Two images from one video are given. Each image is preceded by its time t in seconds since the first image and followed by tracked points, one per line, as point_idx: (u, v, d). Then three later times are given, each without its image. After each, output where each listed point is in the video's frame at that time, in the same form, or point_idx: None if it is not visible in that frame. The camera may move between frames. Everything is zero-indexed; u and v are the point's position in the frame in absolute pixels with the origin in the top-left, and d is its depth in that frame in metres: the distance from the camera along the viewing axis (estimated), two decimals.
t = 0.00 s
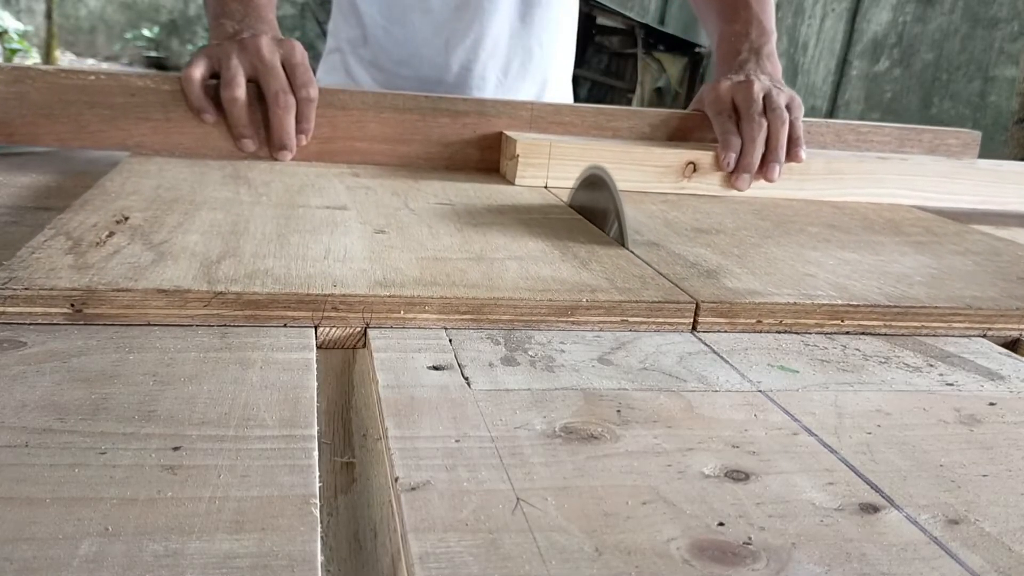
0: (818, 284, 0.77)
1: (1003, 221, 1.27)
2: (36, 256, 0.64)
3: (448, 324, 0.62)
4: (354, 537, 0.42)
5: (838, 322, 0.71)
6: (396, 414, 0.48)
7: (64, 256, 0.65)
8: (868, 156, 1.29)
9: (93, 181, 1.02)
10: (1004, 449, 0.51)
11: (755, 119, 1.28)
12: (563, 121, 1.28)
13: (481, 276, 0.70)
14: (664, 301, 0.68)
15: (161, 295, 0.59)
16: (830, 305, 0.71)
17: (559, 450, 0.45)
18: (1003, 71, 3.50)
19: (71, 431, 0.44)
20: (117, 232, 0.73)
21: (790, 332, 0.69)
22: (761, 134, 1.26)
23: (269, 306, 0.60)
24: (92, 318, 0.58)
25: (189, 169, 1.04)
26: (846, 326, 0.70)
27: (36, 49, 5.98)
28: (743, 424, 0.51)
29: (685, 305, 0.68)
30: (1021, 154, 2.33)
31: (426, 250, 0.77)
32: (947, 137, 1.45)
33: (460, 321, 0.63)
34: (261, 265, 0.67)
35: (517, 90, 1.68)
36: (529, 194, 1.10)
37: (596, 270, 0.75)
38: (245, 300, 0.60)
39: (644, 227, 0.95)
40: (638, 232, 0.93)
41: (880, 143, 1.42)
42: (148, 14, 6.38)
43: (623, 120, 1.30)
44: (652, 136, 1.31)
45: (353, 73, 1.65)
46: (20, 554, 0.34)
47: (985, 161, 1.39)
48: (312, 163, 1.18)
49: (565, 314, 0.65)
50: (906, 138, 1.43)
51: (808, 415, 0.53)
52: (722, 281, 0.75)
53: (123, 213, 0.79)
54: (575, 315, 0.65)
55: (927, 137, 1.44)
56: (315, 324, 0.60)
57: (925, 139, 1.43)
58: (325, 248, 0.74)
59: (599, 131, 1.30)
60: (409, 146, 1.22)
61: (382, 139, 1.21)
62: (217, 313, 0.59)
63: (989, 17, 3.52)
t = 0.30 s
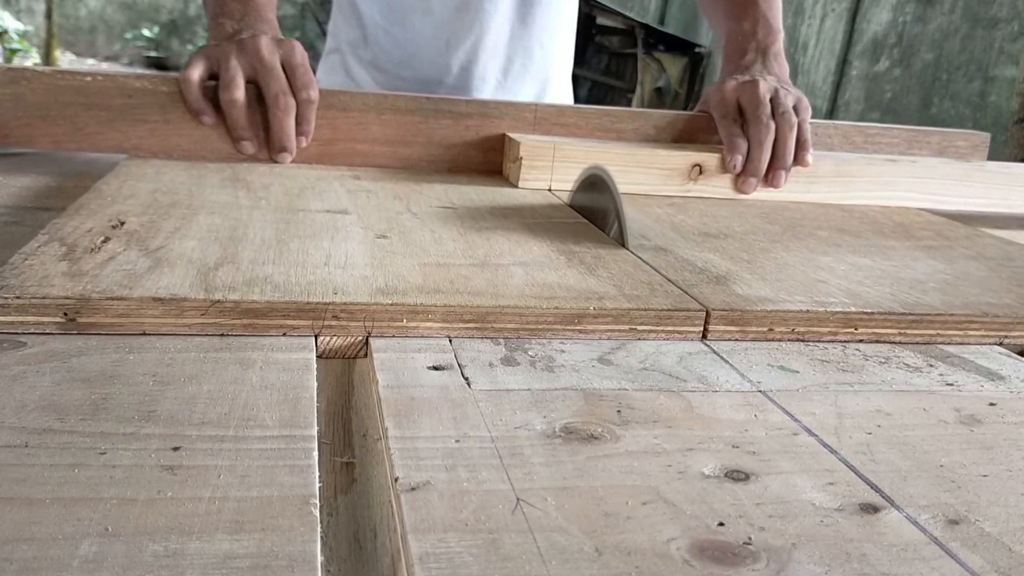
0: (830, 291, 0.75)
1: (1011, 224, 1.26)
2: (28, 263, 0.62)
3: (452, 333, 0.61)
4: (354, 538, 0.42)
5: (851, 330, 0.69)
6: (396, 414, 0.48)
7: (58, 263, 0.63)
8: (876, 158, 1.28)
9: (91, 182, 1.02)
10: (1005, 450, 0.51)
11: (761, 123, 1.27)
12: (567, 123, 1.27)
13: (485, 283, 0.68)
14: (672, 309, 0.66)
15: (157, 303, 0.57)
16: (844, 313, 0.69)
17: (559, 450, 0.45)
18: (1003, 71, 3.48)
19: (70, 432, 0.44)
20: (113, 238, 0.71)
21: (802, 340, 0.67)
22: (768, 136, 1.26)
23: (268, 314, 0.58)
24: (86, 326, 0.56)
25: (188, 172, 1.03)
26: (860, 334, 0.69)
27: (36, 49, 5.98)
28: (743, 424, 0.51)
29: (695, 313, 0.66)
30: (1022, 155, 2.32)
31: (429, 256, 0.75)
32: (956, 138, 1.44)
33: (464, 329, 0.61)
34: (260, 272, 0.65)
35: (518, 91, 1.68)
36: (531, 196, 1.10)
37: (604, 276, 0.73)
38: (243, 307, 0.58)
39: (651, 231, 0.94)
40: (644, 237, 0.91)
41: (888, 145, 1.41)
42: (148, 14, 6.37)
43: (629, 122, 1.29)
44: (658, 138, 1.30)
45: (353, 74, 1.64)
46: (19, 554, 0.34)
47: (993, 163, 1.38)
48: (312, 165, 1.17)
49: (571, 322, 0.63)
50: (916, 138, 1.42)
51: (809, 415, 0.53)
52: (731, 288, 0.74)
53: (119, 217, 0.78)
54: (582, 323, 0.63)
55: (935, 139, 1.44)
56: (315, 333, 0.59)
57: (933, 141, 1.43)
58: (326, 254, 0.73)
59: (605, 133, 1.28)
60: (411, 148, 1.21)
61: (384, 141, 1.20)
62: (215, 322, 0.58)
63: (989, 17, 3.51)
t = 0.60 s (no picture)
0: (845, 298, 0.73)
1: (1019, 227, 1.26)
2: (20, 272, 0.60)
3: (456, 343, 0.59)
4: (354, 538, 0.42)
5: (867, 339, 0.67)
6: (396, 414, 0.48)
7: (50, 271, 0.61)
8: (886, 160, 1.28)
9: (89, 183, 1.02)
10: (1005, 450, 0.51)
11: (770, 124, 1.26)
12: (571, 125, 1.27)
13: (490, 291, 0.66)
14: (683, 317, 0.64)
15: (152, 313, 0.56)
16: (859, 321, 0.67)
17: (559, 450, 0.45)
18: (1003, 71, 3.48)
19: (71, 431, 0.44)
20: (108, 244, 0.70)
21: (816, 351, 0.65)
22: (776, 137, 1.24)
23: (266, 324, 0.57)
24: (78, 338, 0.54)
25: (186, 175, 1.03)
26: (876, 344, 0.67)
27: (36, 49, 5.99)
28: (743, 424, 0.51)
29: (707, 322, 0.64)
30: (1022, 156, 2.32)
31: (432, 263, 0.73)
32: (966, 141, 1.45)
33: (469, 338, 0.59)
34: (259, 280, 0.63)
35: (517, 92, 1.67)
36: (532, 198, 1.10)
37: (611, 284, 0.71)
38: (241, 317, 0.56)
39: (657, 234, 0.94)
40: (652, 243, 0.90)
41: (897, 147, 1.41)
42: (148, 14, 6.37)
43: (635, 124, 1.29)
44: (663, 140, 1.30)
45: (353, 76, 1.64)
46: (19, 555, 0.34)
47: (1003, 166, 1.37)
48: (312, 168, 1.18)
49: (578, 332, 0.61)
50: (927, 140, 1.42)
51: (809, 415, 0.53)
52: (743, 295, 0.71)
53: (115, 222, 0.77)
54: (590, 332, 0.61)
55: (945, 141, 1.44)
56: (315, 344, 0.57)
57: (943, 143, 1.43)
58: (326, 261, 0.71)
59: (611, 134, 1.28)
60: (414, 150, 1.21)
61: (385, 143, 1.20)
62: (212, 332, 0.56)
63: (989, 17, 3.52)
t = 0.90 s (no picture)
0: (860, 307, 0.71)
1: None
2: (10, 282, 0.59)
3: (461, 355, 0.57)
4: (354, 539, 0.42)
5: (883, 349, 0.65)
6: (396, 414, 0.48)
7: (42, 280, 0.60)
8: (895, 163, 1.27)
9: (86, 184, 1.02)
10: (1006, 450, 0.51)
11: (779, 127, 1.25)
12: (576, 127, 1.27)
13: (496, 300, 0.64)
14: (696, 328, 0.62)
15: (147, 325, 0.54)
16: (877, 332, 0.65)
17: (559, 450, 0.45)
18: (1003, 71, 3.50)
19: (70, 432, 0.44)
20: (102, 252, 0.68)
21: (831, 362, 0.63)
22: (785, 140, 1.23)
23: (265, 336, 0.55)
24: (70, 350, 0.53)
25: (183, 178, 1.03)
26: (893, 355, 0.65)
27: (36, 48, 5.99)
28: (743, 424, 0.51)
29: (720, 332, 0.62)
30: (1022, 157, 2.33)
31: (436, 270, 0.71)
32: (976, 143, 1.45)
33: (476, 349, 0.58)
34: (259, 289, 0.62)
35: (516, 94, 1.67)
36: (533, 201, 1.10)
37: (619, 292, 0.69)
38: (239, 328, 0.55)
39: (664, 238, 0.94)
40: (659, 248, 0.88)
41: (907, 149, 1.41)
42: (148, 15, 6.37)
43: (640, 127, 1.29)
44: (669, 142, 1.30)
45: (354, 78, 1.64)
46: (19, 555, 0.34)
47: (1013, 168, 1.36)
48: (312, 171, 1.18)
49: (588, 343, 0.59)
50: (937, 142, 1.43)
51: (809, 415, 0.53)
52: (756, 304, 0.69)
53: (109, 228, 0.76)
54: (599, 343, 0.60)
55: (955, 143, 1.44)
56: (315, 356, 0.55)
57: (953, 145, 1.43)
58: (327, 267, 0.69)
59: (617, 137, 1.28)
60: (417, 152, 1.21)
61: (387, 145, 1.20)
62: (207, 344, 0.54)
63: (989, 17, 3.52)
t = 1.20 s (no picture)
0: (871, 312, 0.70)
1: None
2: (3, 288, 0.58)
3: (466, 363, 0.56)
4: (354, 539, 0.42)
5: (896, 357, 0.64)
6: (396, 414, 0.48)
7: (36, 286, 0.59)
8: (901, 165, 1.27)
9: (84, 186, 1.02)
10: (1006, 450, 0.51)
11: (785, 128, 1.25)
12: (578, 129, 1.26)
13: (500, 306, 0.63)
14: (705, 336, 0.60)
15: (142, 333, 0.52)
16: (891, 339, 0.63)
17: (559, 450, 0.45)
18: (1003, 71, 3.50)
19: (71, 432, 0.44)
20: (98, 257, 0.68)
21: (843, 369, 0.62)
22: (791, 142, 1.23)
23: (265, 344, 0.53)
24: (64, 359, 0.51)
25: (180, 180, 1.03)
26: (906, 362, 0.63)
27: (36, 49, 6.00)
28: (744, 424, 0.51)
29: (731, 340, 0.60)
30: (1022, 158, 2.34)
31: (438, 274, 0.71)
32: (984, 145, 1.44)
33: (481, 357, 0.56)
34: (258, 295, 0.61)
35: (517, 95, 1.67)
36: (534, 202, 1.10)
37: (626, 298, 0.68)
38: (238, 336, 0.53)
39: (670, 242, 0.94)
40: (665, 252, 0.88)
41: (913, 151, 1.41)
42: (148, 15, 6.37)
43: (644, 128, 1.28)
44: (673, 144, 1.30)
45: (354, 79, 1.64)
46: (19, 554, 0.34)
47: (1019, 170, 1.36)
48: (313, 173, 1.18)
49: (595, 351, 0.58)
50: (943, 143, 1.42)
51: (810, 415, 0.53)
52: (764, 308, 0.69)
53: (105, 232, 0.76)
54: (606, 352, 0.58)
55: (962, 145, 1.44)
56: (316, 364, 0.54)
57: (960, 147, 1.43)
58: (327, 272, 0.69)
59: (619, 138, 1.28)
60: (418, 153, 1.21)
61: (388, 147, 1.20)
62: (206, 353, 0.53)
63: (989, 18, 3.53)
